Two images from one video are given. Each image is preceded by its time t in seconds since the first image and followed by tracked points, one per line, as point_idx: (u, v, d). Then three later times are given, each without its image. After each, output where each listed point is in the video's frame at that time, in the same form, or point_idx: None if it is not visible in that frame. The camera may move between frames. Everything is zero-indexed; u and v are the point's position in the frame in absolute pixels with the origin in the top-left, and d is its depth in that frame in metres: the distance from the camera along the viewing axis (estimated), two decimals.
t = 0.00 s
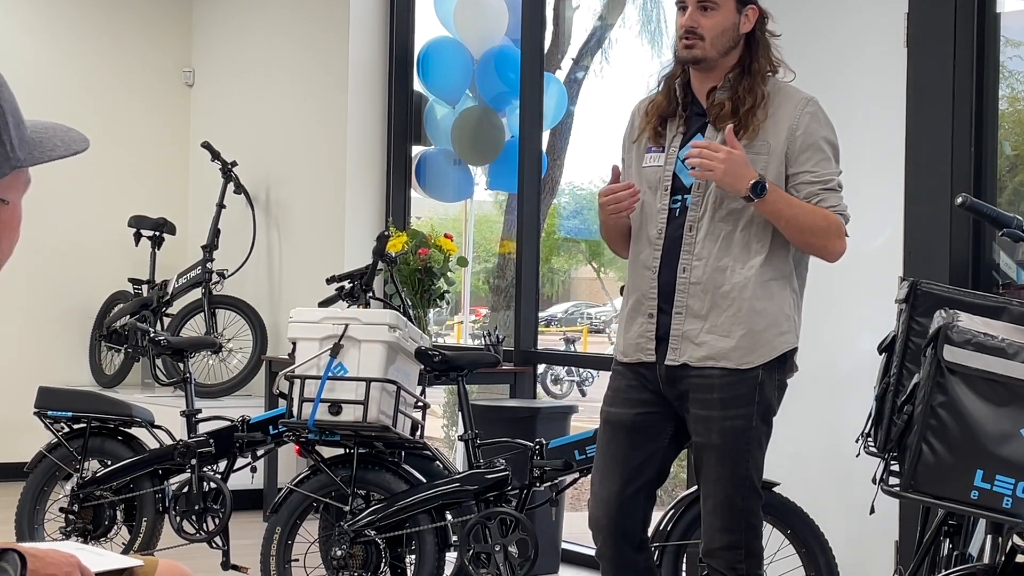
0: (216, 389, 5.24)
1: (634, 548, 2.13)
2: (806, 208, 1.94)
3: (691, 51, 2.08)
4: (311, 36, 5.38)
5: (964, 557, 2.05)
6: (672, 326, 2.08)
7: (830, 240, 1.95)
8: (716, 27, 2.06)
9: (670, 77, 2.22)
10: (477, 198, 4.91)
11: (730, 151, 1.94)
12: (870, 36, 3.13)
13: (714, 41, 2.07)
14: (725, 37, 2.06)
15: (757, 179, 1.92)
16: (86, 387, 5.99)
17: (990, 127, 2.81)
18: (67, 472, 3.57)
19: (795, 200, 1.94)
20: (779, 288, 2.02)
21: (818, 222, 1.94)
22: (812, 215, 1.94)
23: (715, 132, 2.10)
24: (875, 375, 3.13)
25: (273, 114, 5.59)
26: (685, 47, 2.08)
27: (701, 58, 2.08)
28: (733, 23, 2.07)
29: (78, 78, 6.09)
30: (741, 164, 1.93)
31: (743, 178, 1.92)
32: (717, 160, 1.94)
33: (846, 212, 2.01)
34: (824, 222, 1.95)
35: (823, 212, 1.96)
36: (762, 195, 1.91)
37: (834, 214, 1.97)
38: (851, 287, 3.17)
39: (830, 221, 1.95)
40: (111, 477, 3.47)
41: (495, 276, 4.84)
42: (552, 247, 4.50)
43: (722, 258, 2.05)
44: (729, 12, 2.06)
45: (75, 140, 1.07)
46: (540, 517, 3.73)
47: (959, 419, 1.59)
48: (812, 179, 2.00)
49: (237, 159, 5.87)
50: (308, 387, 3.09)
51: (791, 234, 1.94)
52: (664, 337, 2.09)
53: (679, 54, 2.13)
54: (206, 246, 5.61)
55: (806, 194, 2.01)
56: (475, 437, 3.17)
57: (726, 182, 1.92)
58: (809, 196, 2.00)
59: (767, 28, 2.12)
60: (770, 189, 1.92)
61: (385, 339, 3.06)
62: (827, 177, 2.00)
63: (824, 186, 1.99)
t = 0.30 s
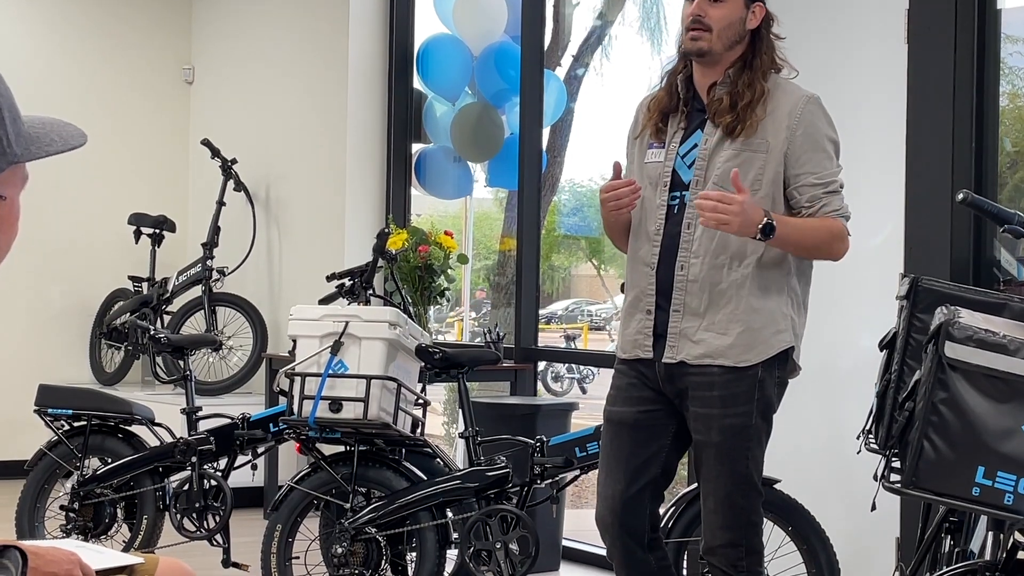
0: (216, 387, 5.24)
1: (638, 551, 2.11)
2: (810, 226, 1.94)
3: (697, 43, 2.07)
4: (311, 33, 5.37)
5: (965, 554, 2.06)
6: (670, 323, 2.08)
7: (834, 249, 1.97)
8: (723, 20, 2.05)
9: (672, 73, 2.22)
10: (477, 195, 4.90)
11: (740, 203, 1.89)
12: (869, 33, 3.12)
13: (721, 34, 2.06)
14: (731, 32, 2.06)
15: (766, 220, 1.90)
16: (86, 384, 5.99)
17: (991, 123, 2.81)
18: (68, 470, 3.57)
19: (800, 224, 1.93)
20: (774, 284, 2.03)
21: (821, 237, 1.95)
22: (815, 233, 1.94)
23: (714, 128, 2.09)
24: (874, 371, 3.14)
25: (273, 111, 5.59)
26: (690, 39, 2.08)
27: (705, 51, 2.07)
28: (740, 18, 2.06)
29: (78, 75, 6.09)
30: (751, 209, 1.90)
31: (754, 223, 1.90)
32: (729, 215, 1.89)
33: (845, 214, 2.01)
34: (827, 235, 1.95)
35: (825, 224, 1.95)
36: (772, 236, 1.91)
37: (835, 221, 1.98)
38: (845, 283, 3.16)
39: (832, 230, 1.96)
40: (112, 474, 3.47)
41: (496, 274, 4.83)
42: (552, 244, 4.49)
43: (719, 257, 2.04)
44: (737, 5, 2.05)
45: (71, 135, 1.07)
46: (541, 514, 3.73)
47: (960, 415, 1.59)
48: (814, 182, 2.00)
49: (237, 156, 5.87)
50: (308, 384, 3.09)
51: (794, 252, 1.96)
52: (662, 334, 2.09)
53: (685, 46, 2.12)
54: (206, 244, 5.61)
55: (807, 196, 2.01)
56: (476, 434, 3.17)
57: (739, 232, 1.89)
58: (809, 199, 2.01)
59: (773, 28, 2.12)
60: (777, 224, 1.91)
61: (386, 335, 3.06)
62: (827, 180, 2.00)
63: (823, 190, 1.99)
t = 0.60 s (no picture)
0: (216, 384, 5.24)
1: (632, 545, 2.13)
2: (780, 218, 1.94)
3: (695, 47, 2.07)
4: (310, 30, 5.37)
5: (964, 549, 2.06)
6: (659, 319, 2.08)
7: (807, 246, 1.96)
8: (719, 23, 2.05)
9: (669, 72, 2.23)
10: (477, 193, 4.90)
11: (694, 174, 1.94)
12: (867, 30, 3.11)
13: (717, 37, 2.06)
14: (727, 34, 2.06)
15: (723, 199, 1.93)
16: (86, 382, 5.99)
17: (989, 121, 2.80)
18: (68, 467, 3.58)
19: (767, 213, 1.94)
20: (768, 280, 2.01)
21: (791, 231, 1.94)
22: (782, 222, 1.94)
23: (708, 124, 2.09)
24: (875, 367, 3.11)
25: (272, 109, 5.59)
26: (689, 42, 2.07)
27: (703, 54, 2.07)
28: (736, 19, 2.06)
29: (77, 73, 6.08)
30: (707, 185, 1.94)
31: (708, 199, 1.93)
32: (681, 185, 1.95)
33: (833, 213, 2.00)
34: (799, 229, 1.95)
35: (796, 216, 1.95)
36: (727, 216, 1.93)
37: (815, 220, 1.97)
38: (844, 281, 3.17)
39: (807, 228, 1.95)
40: (111, 472, 3.47)
41: (495, 271, 4.83)
42: (552, 241, 4.49)
43: (708, 253, 2.05)
44: (733, 5, 2.05)
45: (70, 131, 1.08)
46: (541, 511, 3.73)
47: (960, 412, 1.59)
48: (799, 179, 1.99)
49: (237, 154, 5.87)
50: (309, 381, 3.09)
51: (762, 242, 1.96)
52: (653, 330, 2.09)
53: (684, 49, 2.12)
54: (206, 242, 5.61)
55: (791, 194, 2.00)
56: (476, 432, 3.17)
57: (691, 205, 1.94)
58: (793, 195, 2.00)
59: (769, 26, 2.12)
60: (736, 207, 1.93)
61: (386, 333, 3.06)
62: (814, 177, 1.99)
63: (809, 188, 1.98)
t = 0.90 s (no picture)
0: (216, 382, 5.24)
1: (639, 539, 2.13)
2: (757, 212, 1.93)
3: (674, 44, 2.06)
4: (310, 28, 5.36)
5: (965, 546, 2.06)
6: (641, 314, 2.09)
7: (787, 240, 1.94)
8: (698, 21, 2.04)
9: (654, 71, 2.23)
10: (476, 190, 4.90)
11: (665, 174, 1.96)
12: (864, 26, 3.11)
13: (697, 35, 2.05)
14: (707, 32, 2.05)
15: (696, 197, 1.94)
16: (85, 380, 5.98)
17: (990, 118, 2.80)
18: (68, 465, 3.57)
19: (742, 208, 1.94)
20: (749, 275, 2.00)
21: (768, 225, 1.93)
22: (760, 217, 1.93)
23: (690, 121, 2.10)
24: (876, 365, 3.13)
25: (273, 107, 5.58)
26: (668, 40, 2.06)
27: (683, 52, 2.07)
28: (716, 16, 2.05)
29: (76, 71, 6.08)
30: (679, 183, 1.95)
31: (681, 199, 1.95)
32: (654, 185, 1.97)
33: (815, 207, 1.98)
34: (778, 223, 1.93)
35: (775, 210, 1.94)
36: (701, 214, 1.94)
37: (796, 213, 1.94)
38: (842, 277, 3.17)
39: (786, 222, 1.93)
40: (111, 470, 3.46)
41: (495, 269, 4.82)
42: (552, 239, 4.49)
43: (693, 249, 2.04)
44: (712, 4, 2.04)
45: (68, 125, 1.09)
46: (541, 508, 3.73)
47: (960, 408, 1.59)
48: (777, 174, 1.98)
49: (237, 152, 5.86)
50: (308, 378, 3.09)
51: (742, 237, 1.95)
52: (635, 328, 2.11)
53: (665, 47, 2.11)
54: (205, 240, 5.60)
55: (771, 188, 1.99)
56: (476, 429, 3.16)
57: (665, 204, 1.96)
58: (773, 189, 1.98)
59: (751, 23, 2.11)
60: (710, 204, 1.94)
61: (386, 330, 3.05)
62: (793, 172, 1.97)
63: (787, 182, 1.97)
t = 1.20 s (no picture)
0: (217, 381, 5.24)
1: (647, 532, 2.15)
2: (721, 210, 1.97)
3: (651, 50, 2.09)
4: (310, 28, 5.37)
5: (965, 544, 2.06)
6: (623, 312, 2.11)
7: (752, 237, 1.97)
8: (672, 25, 2.07)
9: (636, 76, 2.26)
10: (477, 189, 4.90)
11: (630, 174, 2.02)
12: (864, 22, 3.11)
13: (671, 40, 2.08)
14: (681, 35, 2.08)
15: (660, 195, 1.99)
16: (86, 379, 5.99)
17: (990, 117, 2.80)
18: (68, 464, 3.57)
19: (706, 206, 1.98)
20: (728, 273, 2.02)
21: (730, 223, 1.96)
22: (723, 215, 1.96)
23: (666, 123, 2.13)
24: (875, 365, 3.11)
25: (273, 106, 5.59)
26: (645, 45, 2.10)
27: (659, 56, 2.10)
28: (689, 20, 2.07)
29: (76, 70, 6.08)
30: (643, 182, 2.01)
31: (645, 197, 2.00)
32: (619, 185, 2.03)
33: (783, 205, 1.99)
34: (741, 221, 1.96)
35: (739, 208, 1.96)
36: (664, 212, 1.99)
37: (761, 210, 1.96)
38: (840, 274, 3.18)
39: (749, 219, 1.96)
40: (112, 468, 3.47)
41: (496, 268, 4.82)
42: (552, 237, 4.49)
43: (664, 248, 2.07)
44: (684, 9, 2.07)
45: (70, 127, 1.09)
46: (541, 506, 3.74)
47: (961, 407, 1.59)
48: (745, 172, 2.00)
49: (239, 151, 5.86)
50: (309, 377, 3.09)
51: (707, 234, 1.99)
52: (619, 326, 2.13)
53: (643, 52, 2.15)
54: (206, 238, 5.61)
55: (740, 186, 2.01)
56: (477, 428, 3.16)
57: (629, 202, 2.02)
58: (741, 187, 2.01)
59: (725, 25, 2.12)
60: (673, 202, 1.99)
61: (386, 329, 3.05)
62: (761, 171, 1.99)
63: (755, 180, 1.99)
